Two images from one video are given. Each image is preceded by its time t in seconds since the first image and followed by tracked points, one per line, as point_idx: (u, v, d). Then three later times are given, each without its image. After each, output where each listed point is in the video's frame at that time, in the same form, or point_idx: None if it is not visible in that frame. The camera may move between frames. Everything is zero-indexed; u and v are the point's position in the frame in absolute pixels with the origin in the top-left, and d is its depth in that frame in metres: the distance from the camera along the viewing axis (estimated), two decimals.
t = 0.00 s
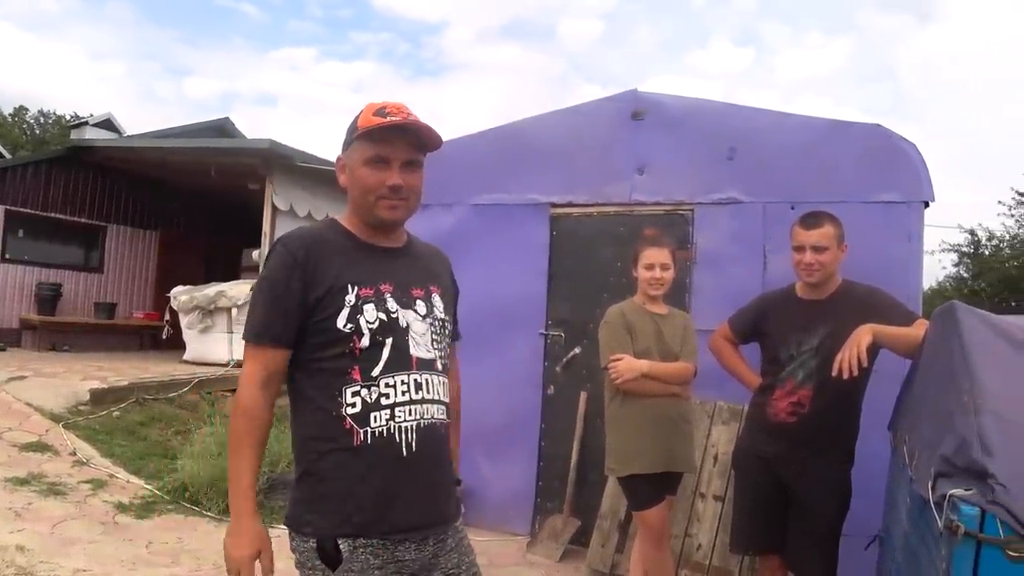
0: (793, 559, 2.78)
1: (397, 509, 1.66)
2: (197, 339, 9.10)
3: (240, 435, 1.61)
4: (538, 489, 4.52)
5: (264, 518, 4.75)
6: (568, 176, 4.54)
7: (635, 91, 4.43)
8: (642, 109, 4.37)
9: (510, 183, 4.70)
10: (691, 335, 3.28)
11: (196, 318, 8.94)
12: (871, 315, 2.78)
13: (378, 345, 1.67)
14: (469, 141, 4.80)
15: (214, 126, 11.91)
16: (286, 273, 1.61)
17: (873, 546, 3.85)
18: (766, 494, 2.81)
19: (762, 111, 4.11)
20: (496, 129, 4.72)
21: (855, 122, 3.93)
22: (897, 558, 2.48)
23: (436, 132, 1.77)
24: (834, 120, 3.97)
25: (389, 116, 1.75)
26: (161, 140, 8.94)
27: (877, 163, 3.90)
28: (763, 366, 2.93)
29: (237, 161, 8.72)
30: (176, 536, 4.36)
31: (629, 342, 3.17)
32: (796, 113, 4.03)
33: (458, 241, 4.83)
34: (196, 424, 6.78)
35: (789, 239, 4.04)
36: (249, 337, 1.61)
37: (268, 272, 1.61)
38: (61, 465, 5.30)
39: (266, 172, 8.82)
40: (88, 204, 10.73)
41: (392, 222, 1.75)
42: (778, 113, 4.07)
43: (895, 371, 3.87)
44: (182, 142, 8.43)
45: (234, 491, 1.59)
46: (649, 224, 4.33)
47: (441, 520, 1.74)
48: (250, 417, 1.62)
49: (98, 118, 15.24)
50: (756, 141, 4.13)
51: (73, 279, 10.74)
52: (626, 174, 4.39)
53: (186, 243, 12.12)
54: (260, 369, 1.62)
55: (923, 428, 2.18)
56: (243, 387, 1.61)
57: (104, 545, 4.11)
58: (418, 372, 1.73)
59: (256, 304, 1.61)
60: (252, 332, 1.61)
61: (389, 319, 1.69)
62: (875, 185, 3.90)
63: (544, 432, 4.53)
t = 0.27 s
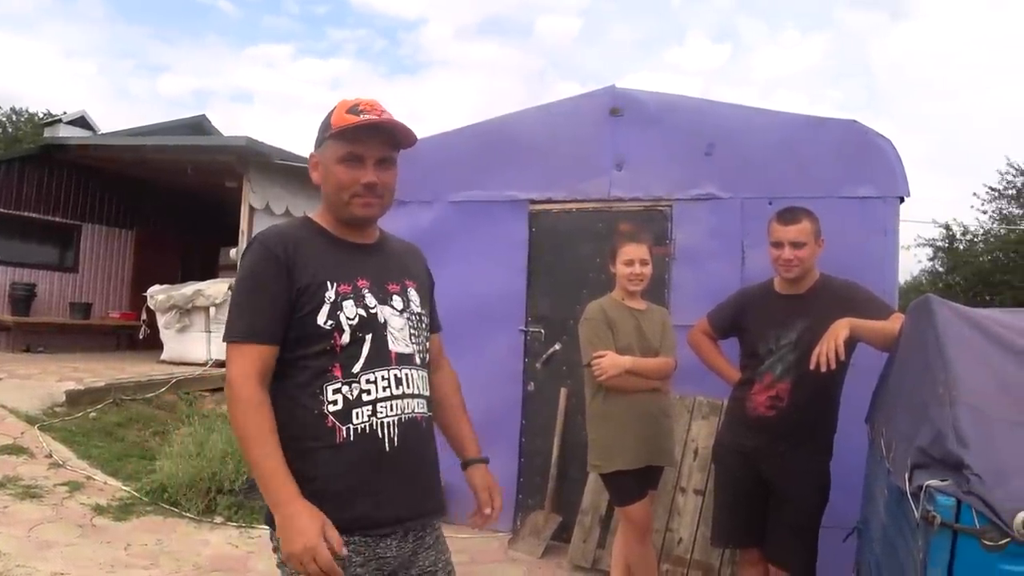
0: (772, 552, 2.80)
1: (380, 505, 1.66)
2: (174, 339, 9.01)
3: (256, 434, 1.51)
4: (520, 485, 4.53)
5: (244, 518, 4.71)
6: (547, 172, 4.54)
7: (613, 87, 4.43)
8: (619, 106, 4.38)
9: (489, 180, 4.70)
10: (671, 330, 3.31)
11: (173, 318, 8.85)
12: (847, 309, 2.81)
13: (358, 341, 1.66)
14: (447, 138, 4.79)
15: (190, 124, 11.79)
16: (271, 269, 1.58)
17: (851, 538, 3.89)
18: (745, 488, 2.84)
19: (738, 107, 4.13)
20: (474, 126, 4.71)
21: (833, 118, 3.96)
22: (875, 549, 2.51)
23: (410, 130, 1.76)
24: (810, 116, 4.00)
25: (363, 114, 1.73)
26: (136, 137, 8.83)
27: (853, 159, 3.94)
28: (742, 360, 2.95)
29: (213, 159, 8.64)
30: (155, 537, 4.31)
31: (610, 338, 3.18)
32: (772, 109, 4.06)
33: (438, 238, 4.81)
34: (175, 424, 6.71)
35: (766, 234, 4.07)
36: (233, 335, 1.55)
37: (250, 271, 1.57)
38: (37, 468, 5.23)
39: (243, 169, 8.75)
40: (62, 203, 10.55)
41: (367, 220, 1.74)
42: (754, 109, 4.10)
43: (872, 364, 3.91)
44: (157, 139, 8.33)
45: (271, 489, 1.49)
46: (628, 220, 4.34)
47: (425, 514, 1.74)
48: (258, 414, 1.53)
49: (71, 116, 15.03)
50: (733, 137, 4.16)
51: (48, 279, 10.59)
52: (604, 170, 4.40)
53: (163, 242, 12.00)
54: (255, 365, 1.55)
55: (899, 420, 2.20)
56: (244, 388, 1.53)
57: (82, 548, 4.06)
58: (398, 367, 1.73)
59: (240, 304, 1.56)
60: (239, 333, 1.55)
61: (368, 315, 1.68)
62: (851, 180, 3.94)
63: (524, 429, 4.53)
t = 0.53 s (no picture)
0: (756, 546, 2.82)
1: (373, 501, 1.66)
2: (156, 336, 8.93)
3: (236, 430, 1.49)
4: (505, 481, 4.53)
5: (227, 516, 4.68)
6: (532, 168, 4.54)
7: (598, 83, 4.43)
8: (604, 101, 4.38)
9: (474, 175, 4.68)
10: (655, 325, 3.32)
11: (155, 314, 8.79)
12: (830, 304, 2.83)
13: (353, 337, 1.66)
14: (432, 133, 4.77)
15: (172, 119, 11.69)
16: (266, 262, 1.55)
17: (834, 531, 3.93)
18: (730, 482, 2.86)
19: (722, 102, 4.15)
20: (460, 121, 4.70)
21: (816, 113, 3.98)
22: (859, 542, 2.53)
23: (406, 128, 1.76)
24: (794, 112, 4.02)
25: (360, 110, 1.71)
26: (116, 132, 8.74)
27: (836, 155, 3.96)
28: (726, 355, 2.97)
29: (195, 155, 8.57)
30: (138, 536, 4.28)
31: (595, 333, 3.18)
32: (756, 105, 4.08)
33: (423, 234, 4.80)
34: (157, 422, 6.66)
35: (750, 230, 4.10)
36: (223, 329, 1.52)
37: (246, 265, 1.54)
38: (17, 466, 5.17)
39: (226, 165, 8.69)
40: (41, 199, 10.41)
41: (357, 215, 1.74)
42: (739, 105, 4.11)
43: (855, 359, 3.94)
44: (137, 135, 8.25)
45: (236, 490, 1.47)
46: (613, 215, 4.35)
47: (412, 506, 1.75)
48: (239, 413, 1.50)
49: (50, 111, 14.85)
50: (717, 132, 4.18)
51: (27, 276, 10.46)
52: (588, 166, 4.41)
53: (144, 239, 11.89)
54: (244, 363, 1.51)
55: (882, 414, 2.23)
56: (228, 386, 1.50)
57: (64, 547, 4.02)
58: (389, 363, 1.73)
59: (235, 298, 1.52)
60: (234, 328, 1.51)
61: (363, 311, 1.68)
62: (834, 176, 3.97)
63: (510, 424, 4.53)
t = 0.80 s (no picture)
0: (750, 539, 2.83)
1: (371, 493, 1.65)
2: (148, 329, 8.90)
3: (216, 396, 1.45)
4: (499, 474, 4.53)
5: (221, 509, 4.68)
6: (526, 161, 4.53)
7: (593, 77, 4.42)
8: (599, 95, 4.38)
9: (468, 169, 4.67)
10: (650, 317, 3.32)
11: (148, 307, 8.76)
12: (824, 298, 2.84)
13: (351, 329, 1.65)
14: (427, 126, 4.75)
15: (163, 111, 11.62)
16: (261, 250, 1.55)
17: (827, 524, 3.95)
18: (723, 475, 2.87)
19: (717, 96, 4.14)
20: (454, 114, 4.68)
21: (811, 108, 3.98)
22: (852, 535, 2.54)
23: (404, 114, 1.76)
24: (789, 106, 4.02)
25: (357, 96, 1.72)
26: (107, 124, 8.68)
27: (831, 150, 3.97)
28: (721, 349, 2.97)
29: (188, 147, 8.52)
30: (130, 529, 4.27)
31: (588, 326, 3.19)
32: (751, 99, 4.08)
33: (417, 227, 4.79)
34: (149, 416, 6.64)
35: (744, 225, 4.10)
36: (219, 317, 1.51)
37: (240, 253, 1.53)
38: (9, 459, 5.15)
39: (218, 158, 8.65)
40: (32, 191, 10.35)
41: (357, 201, 1.73)
42: (734, 99, 4.11)
43: (848, 353, 3.96)
44: (129, 127, 8.19)
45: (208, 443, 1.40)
46: (608, 209, 4.35)
47: (408, 497, 1.75)
48: (224, 380, 1.46)
49: (42, 103, 14.75)
50: (711, 127, 4.17)
51: (18, 269, 10.40)
52: (583, 159, 4.40)
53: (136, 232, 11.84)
54: (227, 336, 1.48)
55: (876, 408, 2.23)
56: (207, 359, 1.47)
57: (57, 540, 4.00)
58: (386, 354, 1.73)
59: (233, 286, 1.51)
60: (226, 314, 1.50)
61: (360, 303, 1.67)
62: (828, 171, 3.97)
63: (504, 418, 4.53)
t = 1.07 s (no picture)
0: (756, 535, 2.83)
1: (380, 491, 1.66)
2: (153, 327, 8.92)
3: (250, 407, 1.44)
4: (505, 471, 4.54)
5: (228, 506, 4.69)
6: (530, 158, 4.53)
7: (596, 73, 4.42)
8: (603, 91, 4.37)
9: (472, 166, 4.67)
10: (656, 313, 3.32)
11: (153, 305, 8.78)
12: (830, 293, 2.84)
13: (360, 327, 1.66)
14: (433, 122, 4.76)
15: (166, 109, 11.62)
16: (273, 247, 1.54)
17: (834, 519, 3.95)
18: (729, 471, 2.87)
19: (722, 92, 4.13)
20: (459, 111, 4.69)
21: (814, 103, 3.97)
22: (859, 530, 2.54)
23: (412, 118, 1.75)
24: (793, 102, 4.01)
25: (366, 98, 1.71)
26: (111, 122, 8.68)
27: (835, 145, 3.96)
28: (727, 345, 2.97)
29: (191, 145, 8.53)
30: (138, 526, 4.28)
31: (594, 322, 3.19)
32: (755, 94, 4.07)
33: (422, 224, 4.79)
34: (155, 413, 6.66)
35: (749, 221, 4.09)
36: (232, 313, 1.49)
37: (251, 249, 1.52)
38: (16, 458, 5.17)
39: (222, 155, 8.65)
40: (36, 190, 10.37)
41: (362, 204, 1.73)
42: (738, 95, 4.10)
43: (854, 348, 3.95)
44: (133, 125, 8.20)
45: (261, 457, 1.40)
46: (612, 206, 4.34)
47: (416, 495, 1.76)
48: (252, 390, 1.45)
49: (45, 101, 14.77)
50: (716, 122, 4.17)
51: (23, 268, 10.42)
52: (587, 155, 4.40)
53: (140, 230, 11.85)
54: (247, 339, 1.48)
55: (883, 403, 2.23)
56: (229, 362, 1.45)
57: (65, 538, 4.02)
58: (394, 353, 1.74)
59: (247, 281, 1.50)
60: (240, 312, 1.49)
61: (368, 301, 1.68)
62: (832, 166, 3.96)
63: (510, 414, 4.54)
